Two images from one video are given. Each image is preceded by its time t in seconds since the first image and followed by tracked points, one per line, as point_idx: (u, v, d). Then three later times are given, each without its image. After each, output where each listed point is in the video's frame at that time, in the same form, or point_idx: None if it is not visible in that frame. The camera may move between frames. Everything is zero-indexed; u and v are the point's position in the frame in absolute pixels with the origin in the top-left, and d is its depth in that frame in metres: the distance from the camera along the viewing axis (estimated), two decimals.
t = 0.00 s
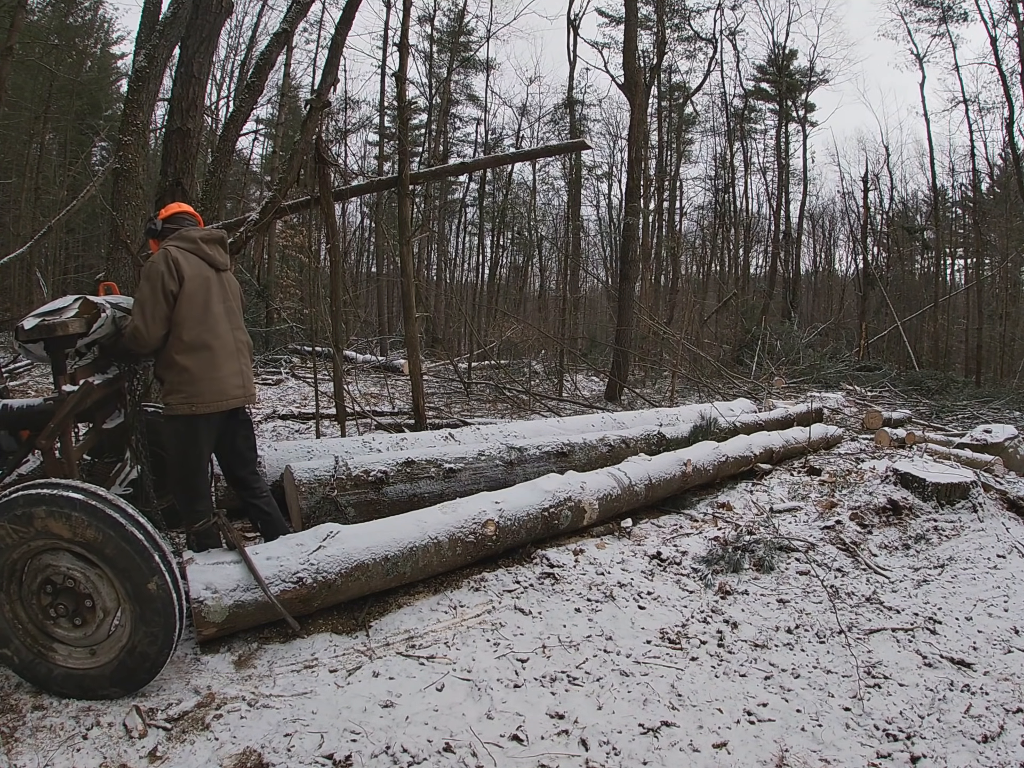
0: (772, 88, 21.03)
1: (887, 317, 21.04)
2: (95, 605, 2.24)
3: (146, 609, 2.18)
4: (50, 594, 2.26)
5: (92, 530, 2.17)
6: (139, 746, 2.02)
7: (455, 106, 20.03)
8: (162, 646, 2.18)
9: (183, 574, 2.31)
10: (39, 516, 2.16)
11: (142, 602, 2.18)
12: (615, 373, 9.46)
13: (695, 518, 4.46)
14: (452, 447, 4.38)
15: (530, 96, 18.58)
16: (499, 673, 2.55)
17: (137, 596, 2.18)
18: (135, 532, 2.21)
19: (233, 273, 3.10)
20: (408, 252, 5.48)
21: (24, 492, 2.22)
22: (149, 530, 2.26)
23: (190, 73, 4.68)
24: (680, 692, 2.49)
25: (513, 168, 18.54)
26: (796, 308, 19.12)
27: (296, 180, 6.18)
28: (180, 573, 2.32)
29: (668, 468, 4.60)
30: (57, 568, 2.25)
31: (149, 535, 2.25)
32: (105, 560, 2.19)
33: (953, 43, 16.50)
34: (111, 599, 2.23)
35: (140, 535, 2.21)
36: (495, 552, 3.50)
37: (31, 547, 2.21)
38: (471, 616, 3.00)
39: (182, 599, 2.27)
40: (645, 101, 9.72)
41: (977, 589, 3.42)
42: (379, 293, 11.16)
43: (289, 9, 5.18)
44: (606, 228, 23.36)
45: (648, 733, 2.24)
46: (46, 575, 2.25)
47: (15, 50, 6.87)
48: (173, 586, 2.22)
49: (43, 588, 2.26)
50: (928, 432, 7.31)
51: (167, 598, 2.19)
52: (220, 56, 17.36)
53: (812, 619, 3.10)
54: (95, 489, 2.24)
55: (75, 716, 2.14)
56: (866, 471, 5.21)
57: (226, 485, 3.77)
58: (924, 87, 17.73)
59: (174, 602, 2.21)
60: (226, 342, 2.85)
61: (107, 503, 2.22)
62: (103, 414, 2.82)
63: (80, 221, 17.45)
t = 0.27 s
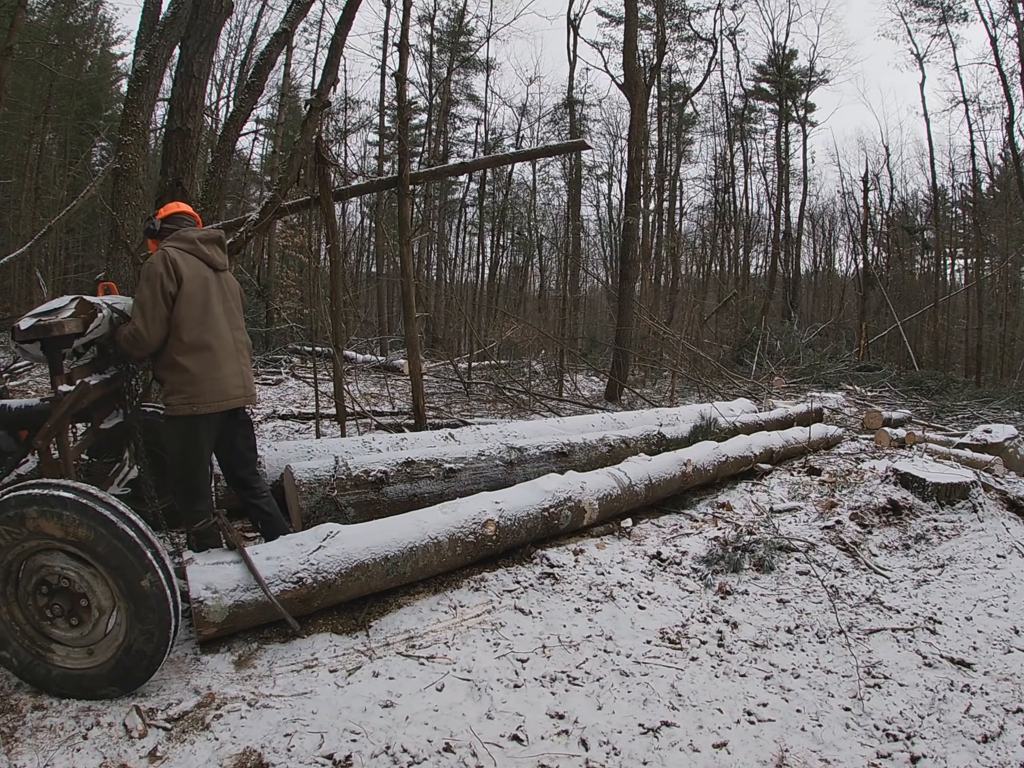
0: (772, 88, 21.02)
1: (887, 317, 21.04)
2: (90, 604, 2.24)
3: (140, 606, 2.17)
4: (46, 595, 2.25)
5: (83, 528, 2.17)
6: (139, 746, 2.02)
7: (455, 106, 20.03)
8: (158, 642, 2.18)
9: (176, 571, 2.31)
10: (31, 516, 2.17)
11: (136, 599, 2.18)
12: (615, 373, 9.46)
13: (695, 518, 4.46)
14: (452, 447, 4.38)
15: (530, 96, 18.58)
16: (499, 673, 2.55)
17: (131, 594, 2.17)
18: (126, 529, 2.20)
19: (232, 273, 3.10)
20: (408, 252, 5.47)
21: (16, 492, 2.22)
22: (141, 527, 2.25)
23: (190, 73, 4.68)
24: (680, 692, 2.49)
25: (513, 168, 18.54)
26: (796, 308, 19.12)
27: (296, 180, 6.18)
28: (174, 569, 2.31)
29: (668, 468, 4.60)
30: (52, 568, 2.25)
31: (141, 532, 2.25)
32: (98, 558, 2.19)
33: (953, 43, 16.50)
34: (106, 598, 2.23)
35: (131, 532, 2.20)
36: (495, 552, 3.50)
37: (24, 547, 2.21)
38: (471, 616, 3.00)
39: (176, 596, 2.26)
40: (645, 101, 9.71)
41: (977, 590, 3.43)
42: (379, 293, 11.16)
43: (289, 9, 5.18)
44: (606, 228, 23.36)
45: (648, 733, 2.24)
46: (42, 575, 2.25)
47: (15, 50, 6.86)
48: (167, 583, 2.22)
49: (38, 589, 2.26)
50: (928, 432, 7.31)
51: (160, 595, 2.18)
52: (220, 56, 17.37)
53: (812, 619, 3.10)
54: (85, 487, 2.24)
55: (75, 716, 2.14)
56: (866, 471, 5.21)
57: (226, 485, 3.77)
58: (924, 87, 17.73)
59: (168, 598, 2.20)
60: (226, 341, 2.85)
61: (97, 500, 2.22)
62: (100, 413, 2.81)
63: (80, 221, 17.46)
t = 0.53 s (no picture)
0: (772, 88, 21.02)
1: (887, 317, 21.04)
2: (85, 603, 2.24)
3: (134, 603, 2.17)
4: (41, 595, 2.25)
5: (74, 525, 2.17)
6: (139, 746, 2.02)
7: (455, 106, 20.03)
8: (153, 638, 2.18)
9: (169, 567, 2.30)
10: (22, 516, 2.17)
11: (128, 596, 2.17)
12: (615, 373, 9.46)
13: (695, 518, 4.46)
14: (452, 447, 4.39)
15: (530, 96, 18.58)
16: (499, 673, 2.55)
17: (123, 590, 2.17)
18: (116, 525, 2.20)
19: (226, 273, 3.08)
20: (408, 252, 5.47)
21: (9, 492, 2.23)
22: (132, 523, 2.25)
23: (190, 73, 4.68)
24: (680, 692, 2.49)
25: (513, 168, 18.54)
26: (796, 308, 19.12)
27: (296, 180, 6.18)
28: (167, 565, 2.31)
29: (668, 468, 4.60)
30: (45, 568, 2.25)
31: (133, 528, 2.25)
32: (89, 556, 2.18)
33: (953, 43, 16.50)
34: (100, 596, 2.23)
35: (121, 528, 2.20)
36: (495, 552, 3.50)
37: (17, 548, 2.21)
38: (471, 616, 3.00)
39: (170, 591, 2.26)
40: (645, 101, 9.71)
41: (977, 590, 3.42)
42: (379, 293, 11.15)
43: (289, 10, 5.18)
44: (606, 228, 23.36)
45: (648, 733, 2.24)
46: (36, 575, 2.25)
47: (15, 50, 6.86)
48: (159, 579, 2.22)
49: (33, 589, 2.26)
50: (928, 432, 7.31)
51: (153, 590, 2.18)
52: (220, 56, 17.38)
53: (812, 619, 3.10)
54: (74, 485, 2.24)
55: (75, 716, 2.14)
56: (866, 471, 5.21)
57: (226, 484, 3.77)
58: (925, 87, 17.74)
59: (161, 593, 2.20)
60: (217, 341, 2.83)
61: (86, 497, 2.22)
62: (95, 413, 2.82)
63: (80, 221, 17.46)
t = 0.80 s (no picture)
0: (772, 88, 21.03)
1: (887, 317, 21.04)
2: (81, 602, 2.24)
3: (129, 600, 2.17)
4: (37, 595, 2.25)
5: (66, 524, 2.16)
6: (139, 746, 2.02)
7: (455, 106, 20.02)
8: (150, 635, 2.18)
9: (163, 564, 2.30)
10: (16, 516, 2.17)
11: (123, 593, 2.17)
12: (615, 373, 9.46)
13: (695, 518, 4.46)
14: (452, 447, 4.38)
15: (530, 96, 18.58)
16: (499, 673, 2.55)
17: (118, 588, 2.17)
18: (109, 522, 2.20)
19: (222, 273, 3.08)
20: (408, 252, 5.47)
21: (3, 492, 2.23)
22: (125, 519, 2.25)
23: (190, 74, 4.68)
24: (680, 692, 2.49)
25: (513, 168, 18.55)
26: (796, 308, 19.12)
27: (296, 180, 6.18)
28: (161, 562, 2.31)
29: (668, 468, 4.59)
30: (41, 568, 2.25)
31: (126, 525, 2.25)
32: (83, 554, 2.18)
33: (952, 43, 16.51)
34: (96, 595, 2.23)
35: (114, 526, 2.20)
36: (495, 552, 3.49)
37: (12, 548, 2.21)
38: (471, 617, 3.00)
39: (165, 588, 2.26)
40: (645, 101, 9.71)
41: (977, 590, 3.42)
42: (379, 293, 11.15)
43: (289, 10, 5.18)
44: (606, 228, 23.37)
45: (648, 733, 2.24)
46: (32, 575, 2.25)
47: (15, 50, 6.86)
48: (154, 576, 2.22)
49: (30, 589, 2.26)
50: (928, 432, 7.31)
51: (148, 586, 2.18)
52: (220, 56, 17.39)
53: (812, 619, 3.10)
54: (66, 484, 2.24)
55: (75, 716, 2.14)
56: (866, 471, 5.21)
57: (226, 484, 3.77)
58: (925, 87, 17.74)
59: (155, 590, 2.20)
60: (209, 339, 2.82)
61: (79, 496, 2.22)
62: (94, 413, 2.79)
63: (80, 221, 17.47)
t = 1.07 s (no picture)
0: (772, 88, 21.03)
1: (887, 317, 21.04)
2: (75, 601, 2.24)
3: (123, 596, 2.17)
4: (32, 595, 2.25)
5: (57, 523, 2.17)
6: (139, 746, 2.02)
7: (455, 106, 20.01)
8: (146, 631, 2.18)
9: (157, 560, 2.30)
10: (7, 516, 2.17)
11: (116, 589, 2.17)
12: (615, 373, 9.46)
13: (695, 518, 4.46)
14: (452, 447, 4.39)
15: (530, 96, 18.57)
16: (499, 673, 2.55)
17: (111, 583, 2.17)
18: (99, 518, 2.20)
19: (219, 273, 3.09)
20: (408, 252, 5.47)
21: None
22: (116, 516, 2.26)
23: (189, 74, 4.68)
24: (680, 692, 2.49)
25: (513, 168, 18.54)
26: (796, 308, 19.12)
27: (296, 180, 6.18)
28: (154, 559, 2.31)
29: (668, 468, 4.59)
30: (34, 568, 2.25)
31: (117, 521, 2.25)
32: (75, 552, 2.18)
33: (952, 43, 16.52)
34: (90, 593, 2.22)
35: (104, 522, 2.20)
36: (495, 552, 3.49)
37: (5, 549, 2.21)
38: (471, 616, 3.00)
39: (159, 584, 2.26)
40: (645, 101, 9.71)
41: (977, 590, 3.42)
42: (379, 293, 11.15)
43: (289, 9, 5.18)
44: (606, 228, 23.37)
45: (648, 733, 2.24)
46: (26, 576, 2.25)
47: (15, 50, 6.86)
48: (147, 570, 2.22)
49: (24, 590, 2.26)
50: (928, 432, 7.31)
51: (141, 582, 2.18)
52: (220, 56, 17.40)
53: (812, 619, 3.10)
54: (56, 483, 2.24)
55: (75, 716, 2.14)
56: (866, 471, 5.21)
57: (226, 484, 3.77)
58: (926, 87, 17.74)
59: (149, 585, 2.20)
60: (206, 338, 2.82)
61: (69, 493, 2.22)
62: (88, 412, 2.81)
63: (80, 220, 17.46)
